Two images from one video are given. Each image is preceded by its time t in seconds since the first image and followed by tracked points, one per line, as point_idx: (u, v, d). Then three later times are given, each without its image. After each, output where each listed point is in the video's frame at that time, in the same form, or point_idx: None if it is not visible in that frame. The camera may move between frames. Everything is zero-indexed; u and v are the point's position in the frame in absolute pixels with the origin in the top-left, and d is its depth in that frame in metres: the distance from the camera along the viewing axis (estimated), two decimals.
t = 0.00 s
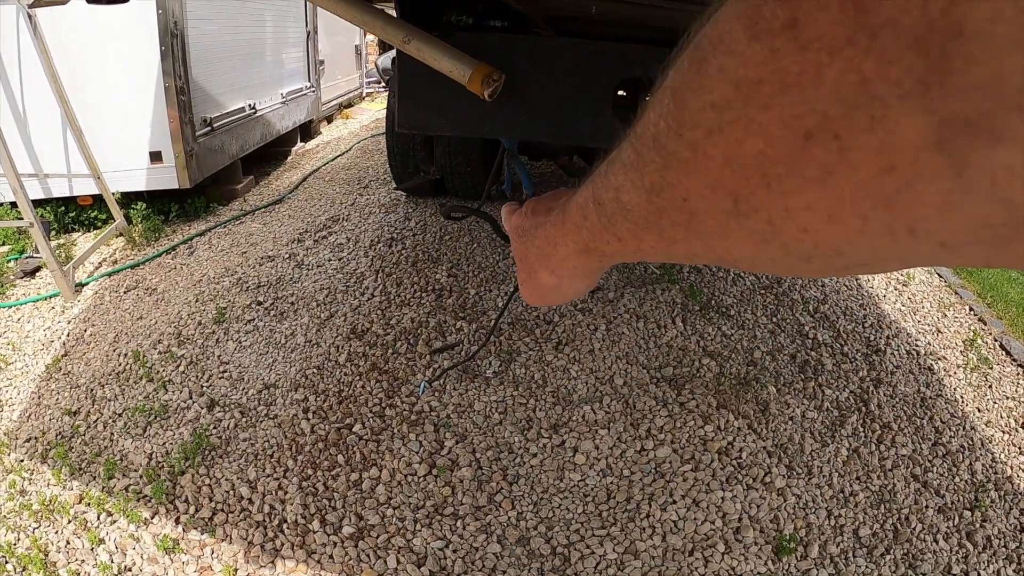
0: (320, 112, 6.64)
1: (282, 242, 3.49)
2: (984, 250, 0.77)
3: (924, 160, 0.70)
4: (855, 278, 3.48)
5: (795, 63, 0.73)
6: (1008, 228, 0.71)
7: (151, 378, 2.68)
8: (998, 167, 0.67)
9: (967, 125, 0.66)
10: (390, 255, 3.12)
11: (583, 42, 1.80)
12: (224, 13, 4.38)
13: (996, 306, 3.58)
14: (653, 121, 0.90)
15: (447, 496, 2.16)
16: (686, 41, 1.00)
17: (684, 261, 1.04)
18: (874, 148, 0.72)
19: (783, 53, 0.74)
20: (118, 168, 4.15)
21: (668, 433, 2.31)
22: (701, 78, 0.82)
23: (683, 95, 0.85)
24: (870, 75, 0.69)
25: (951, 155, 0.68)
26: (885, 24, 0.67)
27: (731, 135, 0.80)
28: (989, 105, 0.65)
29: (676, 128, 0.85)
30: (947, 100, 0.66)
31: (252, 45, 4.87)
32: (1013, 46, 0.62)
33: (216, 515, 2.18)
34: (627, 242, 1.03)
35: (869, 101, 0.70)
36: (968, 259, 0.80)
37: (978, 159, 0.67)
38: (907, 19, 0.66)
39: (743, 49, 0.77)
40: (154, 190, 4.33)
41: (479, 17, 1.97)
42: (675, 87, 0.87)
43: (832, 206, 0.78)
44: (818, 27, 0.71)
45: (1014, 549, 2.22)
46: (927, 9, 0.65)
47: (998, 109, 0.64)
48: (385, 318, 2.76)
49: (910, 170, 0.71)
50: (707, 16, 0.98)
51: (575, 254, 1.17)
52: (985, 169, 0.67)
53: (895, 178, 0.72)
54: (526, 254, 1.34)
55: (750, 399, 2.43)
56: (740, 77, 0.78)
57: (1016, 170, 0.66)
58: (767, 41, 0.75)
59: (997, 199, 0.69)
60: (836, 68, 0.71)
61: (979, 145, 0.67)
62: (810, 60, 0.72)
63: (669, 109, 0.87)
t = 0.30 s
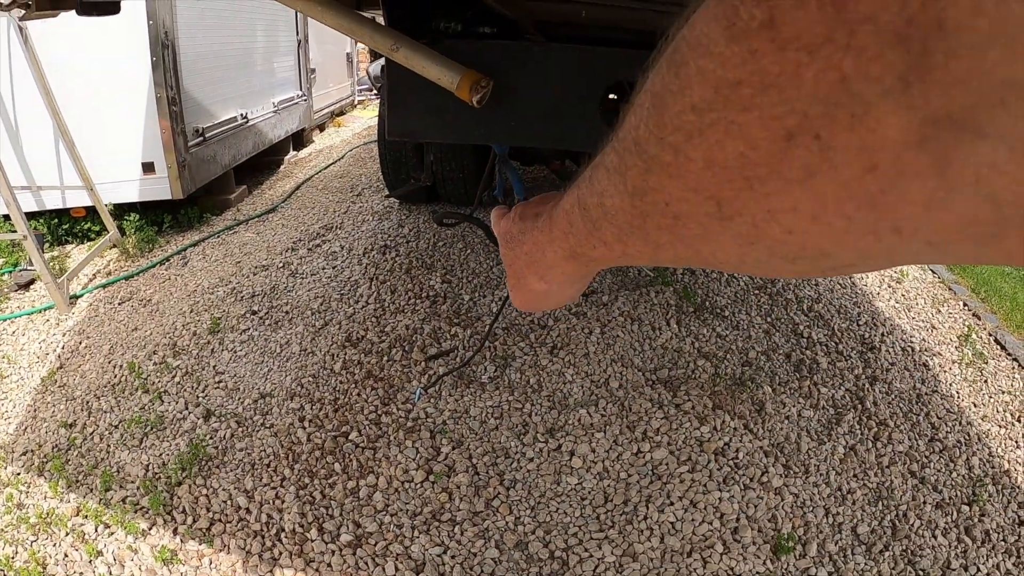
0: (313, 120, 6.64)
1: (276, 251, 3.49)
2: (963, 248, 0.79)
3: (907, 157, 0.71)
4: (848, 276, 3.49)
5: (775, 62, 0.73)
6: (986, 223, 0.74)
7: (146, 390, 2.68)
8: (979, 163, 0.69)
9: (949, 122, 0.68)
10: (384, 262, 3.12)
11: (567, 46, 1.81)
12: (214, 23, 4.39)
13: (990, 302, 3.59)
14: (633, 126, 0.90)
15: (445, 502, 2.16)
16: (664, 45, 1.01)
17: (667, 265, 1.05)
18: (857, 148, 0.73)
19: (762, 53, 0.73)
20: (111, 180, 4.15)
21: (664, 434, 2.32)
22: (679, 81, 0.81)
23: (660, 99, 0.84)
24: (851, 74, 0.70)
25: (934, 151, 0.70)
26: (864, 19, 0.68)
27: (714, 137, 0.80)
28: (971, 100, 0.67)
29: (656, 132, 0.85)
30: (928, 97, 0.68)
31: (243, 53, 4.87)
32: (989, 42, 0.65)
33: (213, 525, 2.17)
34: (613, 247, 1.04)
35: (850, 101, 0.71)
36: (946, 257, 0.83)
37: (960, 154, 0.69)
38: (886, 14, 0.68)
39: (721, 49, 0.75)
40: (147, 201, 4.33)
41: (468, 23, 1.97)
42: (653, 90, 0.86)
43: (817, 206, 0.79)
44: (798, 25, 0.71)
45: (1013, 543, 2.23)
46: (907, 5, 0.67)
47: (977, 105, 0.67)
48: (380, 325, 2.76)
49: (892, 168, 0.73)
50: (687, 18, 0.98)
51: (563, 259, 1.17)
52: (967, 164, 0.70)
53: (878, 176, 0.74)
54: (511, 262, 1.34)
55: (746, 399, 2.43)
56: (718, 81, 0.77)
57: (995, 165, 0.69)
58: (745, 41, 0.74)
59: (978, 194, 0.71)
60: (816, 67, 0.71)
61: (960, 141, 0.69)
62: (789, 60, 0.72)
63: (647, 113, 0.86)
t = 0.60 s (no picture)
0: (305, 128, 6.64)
1: (269, 261, 3.49)
2: (938, 261, 0.79)
3: (871, 176, 0.72)
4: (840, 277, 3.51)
5: (741, 88, 0.74)
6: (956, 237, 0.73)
7: (142, 401, 2.68)
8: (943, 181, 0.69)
9: (911, 140, 0.68)
10: (378, 271, 3.13)
11: (557, 54, 1.81)
12: (205, 33, 4.39)
13: (982, 299, 3.61)
14: (618, 143, 0.92)
15: (442, 509, 2.17)
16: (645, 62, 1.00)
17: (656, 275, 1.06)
18: (823, 167, 0.73)
19: (731, 78, 0.75)
20: (103, 190, 4.13)
21: (659, 438, 2.33)
22: (656, 102, 0.83)
23: (641, 117, 0.86)
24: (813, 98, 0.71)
25: (897, 169, 0.70)
26: (823, 47, 0.68)
27: (690, 156, 0.82)
28: (931, 119, 0.67)
29: (638, 150, 0.87)
30: (889, 118, 0.68)
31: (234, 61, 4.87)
32: (948, 63, 0.65)
33: (211, 535, 2.17)
34: (601, 258, 1.05)
35: (814, 122, 0.72)
36: (923, 269, 0.83)
37: (922, 171, 0.69)
38: (844, 41, 0.67)
39: (695, 73, 0.78)
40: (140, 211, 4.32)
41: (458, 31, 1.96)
42: (636, 111, 0.88)
43: (788, 222, 0.80)
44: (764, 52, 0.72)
45: (1009, 538, 2.24)
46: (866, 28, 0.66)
47: (937, 125, 0.67)
48: (375, 333, 2.76)
49: (858, 187, 0.73)
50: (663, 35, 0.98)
51: (555, 269, 1.19)
52: (930, 181, 0.70)
53: (845, 194, 0.74)
54: (508, 271, 1.36)
55: (740, 401, 2.44)
56: (693, 102, 0.79)
57: (959, 181, 0.69)
58: (714, 67, 0.75)
59: (942, 209, 0.71)
60: (779, 91, 0.72)
61: (923, 160, 0.69)
62: (755, 84, 0.73)
63: (630, 131, 0.88)
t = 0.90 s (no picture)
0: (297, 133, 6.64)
1: (263, 267, 3.49)
2: (899, 253, 0.79)
3: (826, 172, 0.72)
4: (833, 279, 3.52)
5: (699, 91, 0.75)
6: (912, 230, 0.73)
7: (136, 409, 2.67)
8: (895, 176, 0.69)
9: (861, 138, 0.68)
10: (372, 276, 3.13)
11: (548, 61, 1.81)
12: (198, 39, 4.39)
13: (974, 300, 3.62)
14: (590, 145, 0.92)
15: (438, 514, 2.17)
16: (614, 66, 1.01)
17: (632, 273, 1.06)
18: (781, 164, 0.74)
19: (690, 82, 0.76)
20: (96, 197, 4.12)
21: (655, 441, 2.33)
22: (623, 105, 0.84)
23: (610, 119, 0.87)
24: (768, 98, 0.71)
25: (850, 166, 0.70)
26: (774, 49, 0.69)
27: (653, 157, 0.82)
28: (877, 116, 0.67)
29: (607, 152, 0.87)
30: (840, 116, 0.68)
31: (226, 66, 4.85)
32: (893, 61, 0.65)
33: (207, 542, 2.17)
34: (578, 258, 1.06)
35: (770, 121, 0.72)
36: (886, 260, 0.83)
37: (874, 167, 0.69)
38: (793, 43, 0.68)
39: (656, 77, 0.79)
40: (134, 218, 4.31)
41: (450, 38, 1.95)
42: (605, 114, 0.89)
43: (750, 220, 0.80)
44: (722, 55, 0.72)
45: (1004, 537, 2.25)
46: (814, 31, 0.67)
47: (885, 123, 0.67)
48: (369, 339, 2.76)
49: (815, 183, 0.73)
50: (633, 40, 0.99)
51: (537, 270, 1.20)
52: (882, 176, 0.69)
53: (803, 191, 0.74)
54: (492, 272, 1.36)
55: (735, 404, 2.45)
56: (655, 105, 0.79)
57: (910, 176, 0.68)
58: (674, 71, 0.77)
59: (897, 204, 0.71)
60: (735, 92, 0.73)
61: (875, 157, 0.69)
62: (712, 87, 0.74)
63: (601, 136, 0.89)
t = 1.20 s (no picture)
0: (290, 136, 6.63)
1: (256, 271, 3.48)
2: (879, 238, 0.75)
3: (798, 158, 0.68)
4: (827, 276, 3.52)
5: (669, 81, 0.72)
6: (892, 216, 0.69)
7: (130, 414, 2.66)
8: (870, 158, 0.65)
9: (831, 122, 0.65)
10: (365, 279, 3.12)
11: (539, 63, 1.81)
12: (190, 43, 4.38)
13: (968, 296, 3.63)
14: (569, 139, 0.90)
15: (433, 517, 2.16)
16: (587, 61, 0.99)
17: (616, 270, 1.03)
18: (752, 153, 0.70)
19: (659, 73, 0.73)
20: (88, 202, 4.11)
21: (649, 441, 2.33)
22: (597, 100, 0.81)
23: (585, 113, 0.85)
24: (737, 86, 0.68)
25: (823, 152, 0.66)
26: (741, 37, 0.67)
27: (624, 150, 0.79)
28: (847, 98, 0.63)
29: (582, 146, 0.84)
30: (811, 101, 0.65)
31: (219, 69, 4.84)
32: (861, 40, 0.62)
33: (202, 547, 2.16)
34: (560, 255, 1.03)
35: (739, 109, 0.69)
36: (867, 248, 0.79)
37: (846, 151, 0.66)
38: (757, 31, 0.66)
39: (627, 69, 0.76)
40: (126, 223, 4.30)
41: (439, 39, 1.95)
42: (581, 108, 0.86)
43: (725, 212, 0.76)
44: (690, 44, 0.70)
45: (1000, 532, 2.25)
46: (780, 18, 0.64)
47: (856, 105, 0.63)
48: (363, 342, 2.76)
49: (788, 170, 0.69)
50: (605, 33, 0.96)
51: (525, 267, 1.18)
52: (855, 162, 0.66)
53: (777, 180, 0.70)
54: (483, 271, 1.35)
55: (729, 403, 2.46)
56: (625, 97, 0.76)
57: (883, 159, 0.65)
58: (644, 63, 0.74)
59: (875, 188, 0.67)
60: (705, 81, 0.70)
61: (849, 139, 0.65)
62: (682, 78, 0.71)
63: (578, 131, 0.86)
